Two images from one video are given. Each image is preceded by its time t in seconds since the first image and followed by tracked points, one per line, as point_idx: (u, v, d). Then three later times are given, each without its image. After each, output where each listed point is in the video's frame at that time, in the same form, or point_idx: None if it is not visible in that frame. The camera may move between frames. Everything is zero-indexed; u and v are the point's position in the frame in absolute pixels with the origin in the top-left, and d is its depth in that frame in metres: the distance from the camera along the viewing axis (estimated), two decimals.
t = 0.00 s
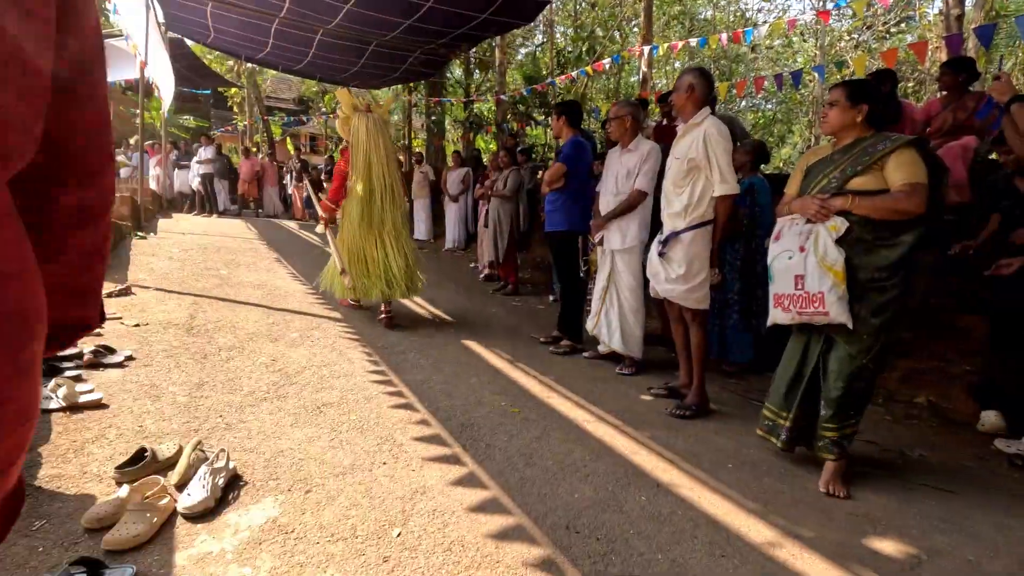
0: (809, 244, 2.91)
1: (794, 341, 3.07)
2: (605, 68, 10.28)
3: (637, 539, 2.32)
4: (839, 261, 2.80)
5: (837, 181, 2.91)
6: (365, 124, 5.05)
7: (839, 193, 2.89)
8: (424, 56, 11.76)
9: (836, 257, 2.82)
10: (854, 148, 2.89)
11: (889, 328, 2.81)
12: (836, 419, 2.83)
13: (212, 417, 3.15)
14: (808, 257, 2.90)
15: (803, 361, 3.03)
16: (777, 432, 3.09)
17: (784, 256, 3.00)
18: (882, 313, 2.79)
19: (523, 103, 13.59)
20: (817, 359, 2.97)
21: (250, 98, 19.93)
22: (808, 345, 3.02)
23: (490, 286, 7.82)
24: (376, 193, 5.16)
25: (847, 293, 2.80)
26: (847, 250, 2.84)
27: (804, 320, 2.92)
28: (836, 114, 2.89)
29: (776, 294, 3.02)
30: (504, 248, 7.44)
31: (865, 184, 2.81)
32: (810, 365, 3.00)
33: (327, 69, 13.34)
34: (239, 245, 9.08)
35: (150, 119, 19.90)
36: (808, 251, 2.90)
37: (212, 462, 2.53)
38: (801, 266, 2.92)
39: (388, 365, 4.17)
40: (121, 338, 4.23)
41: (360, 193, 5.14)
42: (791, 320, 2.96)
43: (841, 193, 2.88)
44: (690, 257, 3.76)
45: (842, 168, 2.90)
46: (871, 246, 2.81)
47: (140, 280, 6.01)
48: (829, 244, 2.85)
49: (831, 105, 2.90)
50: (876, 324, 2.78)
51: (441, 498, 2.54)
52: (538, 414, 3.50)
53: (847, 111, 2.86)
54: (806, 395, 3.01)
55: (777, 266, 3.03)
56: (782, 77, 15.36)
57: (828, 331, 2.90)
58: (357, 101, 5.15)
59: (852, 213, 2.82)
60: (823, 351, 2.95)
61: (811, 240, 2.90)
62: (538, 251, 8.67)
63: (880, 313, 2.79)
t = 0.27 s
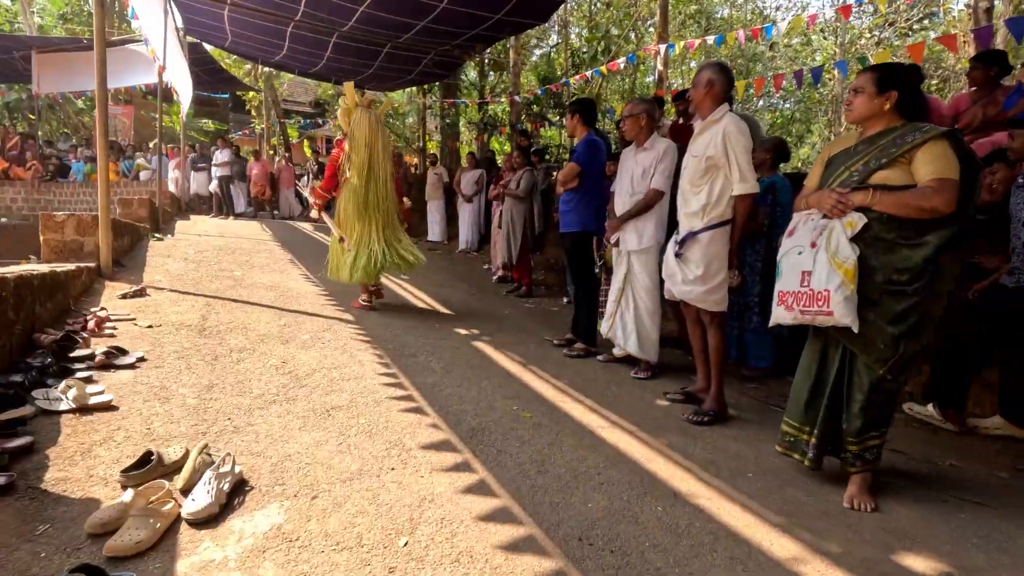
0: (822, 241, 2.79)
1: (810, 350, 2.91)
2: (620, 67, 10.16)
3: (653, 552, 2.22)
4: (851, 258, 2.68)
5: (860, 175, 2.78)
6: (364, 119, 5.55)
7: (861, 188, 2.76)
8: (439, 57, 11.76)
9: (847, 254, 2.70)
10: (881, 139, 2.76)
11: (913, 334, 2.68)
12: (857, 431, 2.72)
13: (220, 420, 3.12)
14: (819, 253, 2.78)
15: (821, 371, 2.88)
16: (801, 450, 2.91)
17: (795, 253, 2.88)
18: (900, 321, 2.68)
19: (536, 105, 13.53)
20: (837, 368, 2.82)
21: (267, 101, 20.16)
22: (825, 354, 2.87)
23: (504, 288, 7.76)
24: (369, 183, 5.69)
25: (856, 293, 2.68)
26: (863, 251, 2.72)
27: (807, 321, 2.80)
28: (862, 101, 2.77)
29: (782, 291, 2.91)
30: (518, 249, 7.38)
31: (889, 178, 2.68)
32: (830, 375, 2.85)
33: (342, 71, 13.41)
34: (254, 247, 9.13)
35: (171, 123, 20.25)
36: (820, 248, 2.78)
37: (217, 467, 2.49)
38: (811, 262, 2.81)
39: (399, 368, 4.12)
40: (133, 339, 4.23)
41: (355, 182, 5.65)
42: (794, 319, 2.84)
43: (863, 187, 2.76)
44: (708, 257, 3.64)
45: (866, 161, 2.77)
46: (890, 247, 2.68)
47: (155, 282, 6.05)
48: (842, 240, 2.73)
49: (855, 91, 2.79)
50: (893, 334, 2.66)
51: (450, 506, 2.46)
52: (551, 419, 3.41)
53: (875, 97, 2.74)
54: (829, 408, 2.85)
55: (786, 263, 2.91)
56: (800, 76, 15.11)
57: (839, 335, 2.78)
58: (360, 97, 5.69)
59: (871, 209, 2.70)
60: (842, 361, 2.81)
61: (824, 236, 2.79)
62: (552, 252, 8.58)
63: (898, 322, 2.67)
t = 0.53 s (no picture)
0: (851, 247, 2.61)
1: (828, 359, 2.71)
2: (634, 67, 10.01)
3: None
4: (881, 268, 2.50)
5: (891, 173, 2.60)
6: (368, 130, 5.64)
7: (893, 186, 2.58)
8: (452, 58, 11.67)
9: (876, 266, 2.51)
10: (913, 132, 2.57)
11: (950, 347, 2.51)
12: (891, 451, 2.55)
13: (226, 429, 3.03)
14: (845, 263, 2.61)
15: (837, 385, 2.67)
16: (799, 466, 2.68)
17: (822, 261, 2.72)
18: (936, 334, 2.49)
19: (550, 106, 13.40)
20: (854, 381, 2.61)
21: (281, 104, 20.29)
22: (843, 365, 2.66)
23: (517, 291, 7.64)
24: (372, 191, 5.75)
25: (887, 308, 2.49)
26: (896, 258, 2.54)
27: (836, 335, 2.61)
28: (892, 89, 2.59)
29: (808, 304, 2.73)
30: (531, 252, 7.26)
31: (922, 176, 2.51)
32: (845, 390, 2.63)
33: (355, 73, 13.40)
34: (266, 249, 9.11)
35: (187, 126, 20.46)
36: (846, 256, 2.62)
37: (220, 481, 2.39)
38: (837, 272, 2.63)
39: (410, 375, 4.01)
40: (143, 344, 4.18)
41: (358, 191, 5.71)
42: (822, 333, 2.66)
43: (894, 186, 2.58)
44: (732, 262, 3.48)
45: (897, 158, 2.59)
46: (925, 255, 2.50)
47: (167, 285, 6.01)
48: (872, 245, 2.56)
49: (885, 80, 2.62)
50: (928, 346, 2.49)
51: (462, 524, 2.34)
52: (568, 430, 3.28)
53: (905, 85, 2.56)
54: (840, 426, 2.61)
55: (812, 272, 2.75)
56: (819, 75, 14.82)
57: (861, 347, 2.59)
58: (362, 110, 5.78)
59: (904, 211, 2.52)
60: (861, 375, 2.60)
61: (851, 242, 2.62)
62: (566, 254, 8.46)
63: (934, 334, 2.49)
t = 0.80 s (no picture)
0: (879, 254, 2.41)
1: (849, 368, 2.53)
2: (647, 67, 9.87)
3: None
4: (914, 275, 2.29)
5: (920, 174, 2.42)
6: (366, 129, 6.07)
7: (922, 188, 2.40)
8: (462, 60, 11.59)
9: (909, 271, 2.31)
10: (945, 132, 2.39)
11: (986, 361, 2.32)
12: (912, 469, 2.38)
13: (230, 444, 2.92)
14: (872, 269, 2.41)
15: (854, 395, 2.49)
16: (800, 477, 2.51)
17: (845, 269, 2.51)
18: (968, 348, 2.31)
19: (560, 107, 13.26)
20: (873, 391, 2.42)
21: (292, 107, 20.36)
22: (863, 377, 2.48)
23: (528, 296, 7.51)
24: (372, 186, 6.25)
25: (921, 318, 2.30)
26: (925, 264, 2.34)
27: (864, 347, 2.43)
28: (921, 87, 2.43)
29: (832, 313, 2.54)
30: (542, 256, 7.12)
31: (956, 179, 2.33)
32: (861, 401, 2.45)
33: (366, 75, 13.36)
34: (276, 253, 9.05)
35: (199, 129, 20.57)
36: (873, 262, 2.41)
37: (220, 503, 2.28)
38: (864, 280, 2.43)
39: (419, 386, 3.89)
40: (148, 353, 4.11)
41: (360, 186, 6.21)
42: (849, 345, 2.47)
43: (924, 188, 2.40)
44: (757, 271, 3.33)
45: (928, 158, 2.41)
46: (956, 262, 2.31)
47: (175, 290, 5.95)
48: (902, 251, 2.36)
49: (914, 76, 2.45)
50: (958, 362, 2.30)
51: (473, 551, 2.21)
52: (584, 446, 3.14)
53: (937, 83, 2.39)
54: (847, 437, 2.43)
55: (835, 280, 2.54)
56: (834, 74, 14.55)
57: (885, 358, 2.40)
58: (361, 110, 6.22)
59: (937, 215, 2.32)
60: (881, 385, 2.41)
61: (878, 246, 2.43)
62: (578, 258, 8.32)
63: (966, 349, 2.30)
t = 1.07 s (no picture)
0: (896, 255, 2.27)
1: (858, 377, 2.39)
2: (657, 67, 9.74)
3: None
4: (926, 274, 2.17)
5: (939, 174, 2.28)
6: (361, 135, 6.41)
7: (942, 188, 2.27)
8: (470, 61, 11.51)
9: (921, 270, 2.18)
10: (964, 130, 2.25)
11: (1003, 367, 2.17)
12: (936, 481, 2.26)
13: (231, 455, 2.84)
14: (883, 267, 2.28)
15: (863, 405, 2.35)
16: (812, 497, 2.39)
17: (860, 269, 2.37)
18: (980, 353, 2.17)
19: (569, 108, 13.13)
20: (883, 402, 2.29)
21: (300, 110, 20.40)
22: (869, 386, 2.35)
23: (536, 299, 7.41)
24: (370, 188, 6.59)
25: (929, 319, 2.18)
26: (941, 265, 2.21)
27: (864, 348, 2.29)
28: (939, 86, 2.29)
29: (834, 312, 2.40)
30: (551, 259, 7.00)
31: (977, 178, 2.21)
32: (871, 412, 2.32)
33: (373, 77, 13.32)
34: (283, 256, 9.01)
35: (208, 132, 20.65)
36: (885, 260, 2.29)
37: (218, 518, 2.20)
38: (873, 277, 2.30)
39: (425, 393, 3.80)
40: (151, 358, 4.05)
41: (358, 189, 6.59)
42: (849, 345, 2.33)
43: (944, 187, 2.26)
44: (775, 276, 3.22)
45: (948, 156, 2.27)
46: (976, 264, 2.18)
47: (180, 294, 5.90)
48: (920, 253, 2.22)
49: (931, 75, 2.31)
50: (971, 367, 2.16)
51: (480, 570, 2.11)
52: (594, 457, 3.03)
53: (955, 81, 2.25)
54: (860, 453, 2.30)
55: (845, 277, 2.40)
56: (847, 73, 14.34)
57: (891, 362, 2.27)
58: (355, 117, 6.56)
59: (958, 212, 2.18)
60: (891, 395, 2.28)
61: (892, 245, 2.30)
62: (587, 260, 8.21)
63: (978, 354, 2.17)
